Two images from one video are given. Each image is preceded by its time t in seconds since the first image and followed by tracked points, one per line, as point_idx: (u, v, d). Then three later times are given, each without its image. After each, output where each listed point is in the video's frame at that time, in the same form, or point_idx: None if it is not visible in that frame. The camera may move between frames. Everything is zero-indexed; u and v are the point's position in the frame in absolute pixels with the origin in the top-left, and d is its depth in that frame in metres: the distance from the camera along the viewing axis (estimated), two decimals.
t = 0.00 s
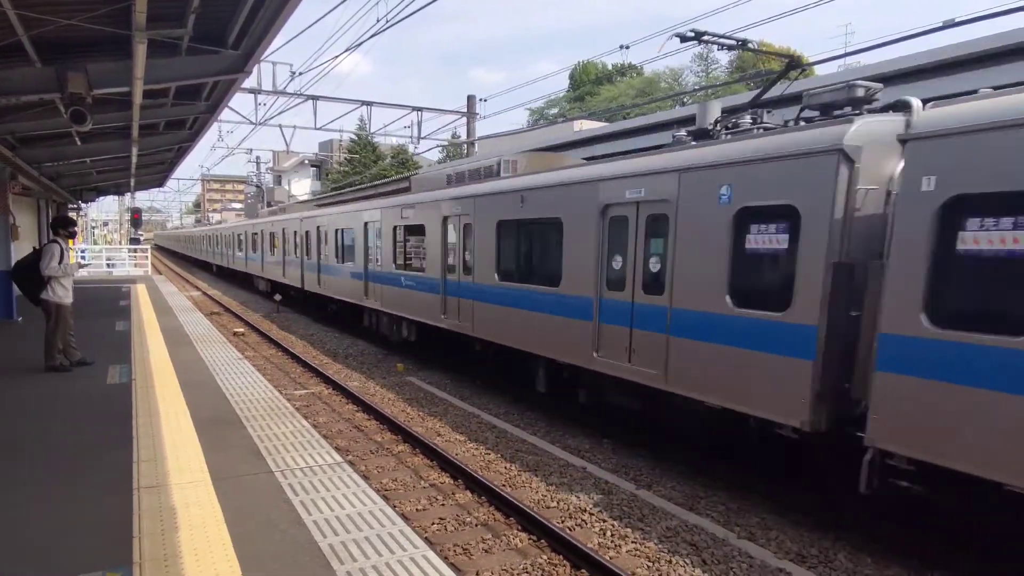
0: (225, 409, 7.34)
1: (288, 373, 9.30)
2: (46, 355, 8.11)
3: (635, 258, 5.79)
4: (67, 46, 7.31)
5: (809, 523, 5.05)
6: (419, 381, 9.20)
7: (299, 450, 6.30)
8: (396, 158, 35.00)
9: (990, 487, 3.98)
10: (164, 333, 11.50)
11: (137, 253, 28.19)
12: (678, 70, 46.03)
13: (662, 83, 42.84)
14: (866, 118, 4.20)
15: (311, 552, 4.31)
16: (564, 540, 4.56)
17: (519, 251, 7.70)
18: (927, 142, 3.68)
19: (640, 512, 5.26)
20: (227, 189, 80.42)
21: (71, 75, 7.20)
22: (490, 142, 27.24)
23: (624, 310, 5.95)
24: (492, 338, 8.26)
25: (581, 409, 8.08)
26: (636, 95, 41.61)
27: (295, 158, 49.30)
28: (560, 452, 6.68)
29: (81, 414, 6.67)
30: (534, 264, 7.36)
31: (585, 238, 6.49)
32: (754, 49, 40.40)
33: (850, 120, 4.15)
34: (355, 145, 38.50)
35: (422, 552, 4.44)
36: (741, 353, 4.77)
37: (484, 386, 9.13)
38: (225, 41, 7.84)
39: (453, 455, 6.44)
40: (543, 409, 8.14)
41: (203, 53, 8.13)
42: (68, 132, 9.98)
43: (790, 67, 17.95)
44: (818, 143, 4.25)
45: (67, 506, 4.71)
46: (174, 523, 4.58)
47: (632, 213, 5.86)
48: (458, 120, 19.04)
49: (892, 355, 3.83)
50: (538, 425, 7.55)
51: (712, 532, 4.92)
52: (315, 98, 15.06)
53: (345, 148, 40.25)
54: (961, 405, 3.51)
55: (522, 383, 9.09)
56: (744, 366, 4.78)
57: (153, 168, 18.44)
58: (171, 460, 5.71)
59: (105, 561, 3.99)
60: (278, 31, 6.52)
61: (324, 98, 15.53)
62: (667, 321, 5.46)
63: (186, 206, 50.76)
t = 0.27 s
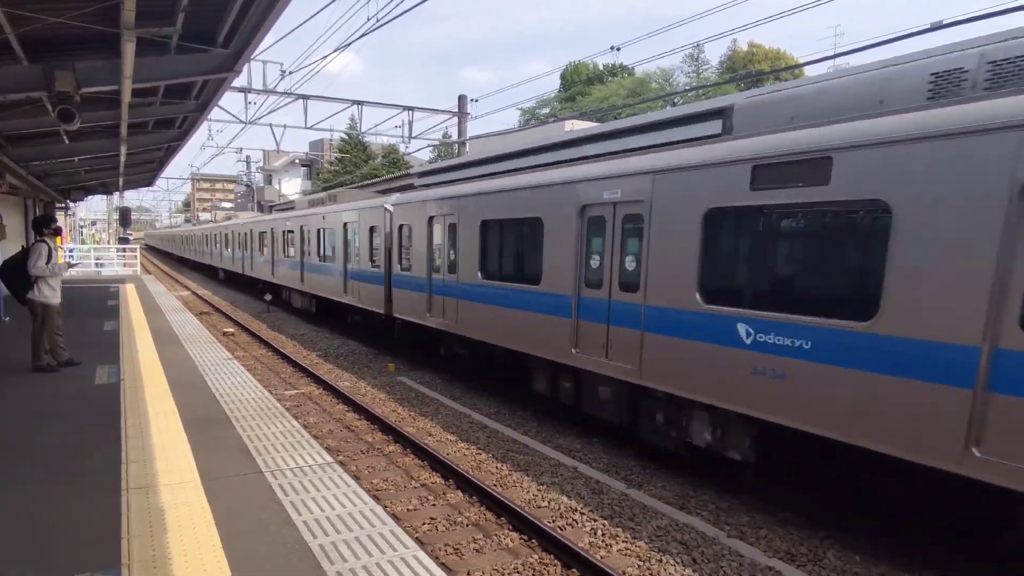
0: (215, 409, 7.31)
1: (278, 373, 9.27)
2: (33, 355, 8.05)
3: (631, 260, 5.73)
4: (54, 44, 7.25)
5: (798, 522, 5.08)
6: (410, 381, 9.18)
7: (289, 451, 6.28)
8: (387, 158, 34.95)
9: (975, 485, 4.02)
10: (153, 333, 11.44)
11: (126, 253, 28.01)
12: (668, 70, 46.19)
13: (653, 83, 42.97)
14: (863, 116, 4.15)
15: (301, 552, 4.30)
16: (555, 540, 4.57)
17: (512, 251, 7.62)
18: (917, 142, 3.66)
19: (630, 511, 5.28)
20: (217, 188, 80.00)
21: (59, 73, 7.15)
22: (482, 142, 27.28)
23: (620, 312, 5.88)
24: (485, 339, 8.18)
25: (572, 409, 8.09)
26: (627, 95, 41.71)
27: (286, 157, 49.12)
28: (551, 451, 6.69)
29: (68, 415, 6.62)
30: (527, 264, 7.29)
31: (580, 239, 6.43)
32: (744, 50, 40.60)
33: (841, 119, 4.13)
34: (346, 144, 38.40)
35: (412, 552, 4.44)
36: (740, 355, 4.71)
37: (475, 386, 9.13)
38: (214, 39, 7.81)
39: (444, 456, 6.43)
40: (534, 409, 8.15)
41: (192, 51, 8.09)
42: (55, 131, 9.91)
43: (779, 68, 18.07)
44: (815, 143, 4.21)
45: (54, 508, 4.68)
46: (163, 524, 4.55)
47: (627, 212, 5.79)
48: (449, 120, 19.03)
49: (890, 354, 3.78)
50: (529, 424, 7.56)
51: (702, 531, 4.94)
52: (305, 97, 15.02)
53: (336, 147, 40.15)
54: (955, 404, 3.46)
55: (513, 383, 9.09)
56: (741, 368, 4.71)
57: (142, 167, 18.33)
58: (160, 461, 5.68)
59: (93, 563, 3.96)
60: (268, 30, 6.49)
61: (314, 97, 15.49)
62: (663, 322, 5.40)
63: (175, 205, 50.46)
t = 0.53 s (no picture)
0: (206, 410, 7.27)
1: (271, 373, 9.23)
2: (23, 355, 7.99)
3: (621, 257, 5.70)
4: (44, 42, 7.20)
5: (790, 521, 5.10)
6: (403, 381, 9.17)
7: (280, 451, 6.27)
8: (380, 158, 34.91)
9: (965, 483, 4.05)
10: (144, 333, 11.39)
11: (117, 253, 27.85)
12: (661, 70, 46.28)
13: (646, 83, 43.05)
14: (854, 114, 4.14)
15: (294, 553, 4.29)
16: (548, 539, 4.57)
17: (504, 249, 7.60)
18: (906, 142, 3.67)
19: (624, 511, 5.29)
20: (209, 188, 79.79)
21: (49, 71, 7.10)
22: (475, 142, 27.25)
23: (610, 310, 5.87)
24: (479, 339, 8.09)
25: (566, 408, 8.09)
26: (620, 96, 41.77)
27: (278, 157, 48.99)
28: (544, 451, 6.70)
29: (58, 415, 6.58)
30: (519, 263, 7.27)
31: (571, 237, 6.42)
32: (737, 51, 40.74)
33: (829, 120, 4.15)
34: (339, 144, 38.30)
35: (405, 552, 4.43)
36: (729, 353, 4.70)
37: (468, 387, 9.12)
38: (206, 37, 7.77)
39: (437, 455, 6.42)
40: (527, 409, 8.15)
41: (183, 50, 8.05)
42: (45, 129, 9.84)
43: (772, 69, 18.14)
44: (808, 141, 4.20)
45: (44, 509, 4.65)
46: (154, 525, 4.53)
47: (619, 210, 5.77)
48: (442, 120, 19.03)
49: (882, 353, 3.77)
50: (522, 424, 7.56)
51: (695, 530, 4.95)
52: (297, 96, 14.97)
53: (329, 147, 40.07)
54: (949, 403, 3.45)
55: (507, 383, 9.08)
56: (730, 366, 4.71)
57: (133, 166, 18.22)
58: (151, 462, 5.65)
59: (83, 564, 3.93)
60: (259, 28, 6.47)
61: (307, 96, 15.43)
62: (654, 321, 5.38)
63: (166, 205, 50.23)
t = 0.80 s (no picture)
0: (202, 410, 7.26)
1: (267, 374, 9.22)
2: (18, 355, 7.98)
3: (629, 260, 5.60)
4: (40, 41, 7.20)
5: (786, 520, 5.11)
6: (399, 381, 9.17)
7: (277, 451, 6.26)
8: (377, 158, 34.90)
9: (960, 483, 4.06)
10: (140, 333, 11.37)
11: (113, 253, 27.80)
12: (658, 70, 46.32)
13: (643, 83, 43.07)
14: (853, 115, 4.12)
15: (291, 553, 4.29)
16: (545, 539, 4.57)
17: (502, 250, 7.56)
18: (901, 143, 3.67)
19: (620, 510, 5.30)
20: (205, 187, 79.65)
21: (44, 70, 7.09)
22: (473, 142, 27.25)
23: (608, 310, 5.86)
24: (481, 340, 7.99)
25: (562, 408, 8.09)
26: (617, 96, 41.79)
27: (275, 157, 48.93)
28: (540, 450, 6.70)
29: (54, 416, 6.56)
30: (519, 263, 7.24)
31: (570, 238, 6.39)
32: (734, 51, 40.80)
33: (824, 121, 4.17)
34: (335, 144, 38.25)
35: (402, 552, 4.43)
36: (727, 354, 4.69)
37: (465, 386, 9.12)
38: (202, 37, 7.76)
39: (434, 455, 6.42)
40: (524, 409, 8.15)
41: (179, 50, 8.04)
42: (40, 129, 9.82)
43: (768, 69, 18.16)
44: (807, 142, 4.17)
45: (40, 509, 4.64)
46: (150, 526, 4.52)
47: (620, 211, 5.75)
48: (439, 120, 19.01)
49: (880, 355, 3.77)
50: (518, 424, 7.55)
51: (691, 529, 4.96)
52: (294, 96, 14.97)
53: (326, 146, 40.02)
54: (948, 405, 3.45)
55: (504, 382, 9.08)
56: (733, 369, 4.66)
57: (130, 166, 18.19)
58: (146, 462, 5.64)
59: (78, 565, 3.93)
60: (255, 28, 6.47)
61: (303, 96, 15.40)
62: (652, 322, 5.36)
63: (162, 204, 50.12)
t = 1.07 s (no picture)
0: (195, 410, 7.23)
1: (262, 374, 9.19)
2: (10, 355, 7.94)
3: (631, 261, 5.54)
4: (33, 40, 7.16)
5: (779, 519, 5.12)
6: (394, 381, 9.15)
7: (271, 451, 6.24)
8: (372, 158, 34.87)
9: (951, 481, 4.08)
10: (134, 333, 11.33)
11: (107, 253, 27.69)
12: (653, 71, 46.40)
13: (638, 83, 43.14)
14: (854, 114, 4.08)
15: (284, 554, 4.27)
16: (540, 539, 4.57)
17: (498, 250, 7.52)
18: (894, 142, 3.68)
19: (615, 510, 5.30)
20: (199, 187, 79.36)
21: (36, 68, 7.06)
22: (469, 141, 27.23)
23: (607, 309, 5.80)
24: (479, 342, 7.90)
25: (557, 408, 8.08)
26: (612, 96, 41.85)
27: (270, 156, 48.82)
28: (535, 450, 6.69)
29: (46, 416, 6.53)
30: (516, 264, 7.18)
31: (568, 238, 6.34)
32: (728, 52, 40.90)
33: (818, 121, 4.17)
34: (330, 143, 38.19)
35: (395, 553, 4.41)
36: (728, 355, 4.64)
37: (460, 386, 9.11)
38: (196, 36, 7.74)
39: (429, 455, 6.41)
40: (519, 408, 8.14)
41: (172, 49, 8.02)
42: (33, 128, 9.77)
43: (762, 69, 18.22)
44: (807, 141, 4.14)
45: (33, 510, 4.62)
46: (142, 527, 4.49)
47: (619, 210, 5.68)
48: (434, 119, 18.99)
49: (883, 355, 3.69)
50: (513, 424, 7.54)
51: (685, 529, 4.97)
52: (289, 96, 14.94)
53: (321, 146, 39.96)
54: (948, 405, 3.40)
55: (499, 382, 9.07)
56: (738, 372, 4.60)
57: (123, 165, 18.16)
58: (139, 463, 5.61)
59: (70, 567, 3.91)
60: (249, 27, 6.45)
61: (298, 95, 15.36)
62: (654, 323, 5.29)
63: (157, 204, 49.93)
